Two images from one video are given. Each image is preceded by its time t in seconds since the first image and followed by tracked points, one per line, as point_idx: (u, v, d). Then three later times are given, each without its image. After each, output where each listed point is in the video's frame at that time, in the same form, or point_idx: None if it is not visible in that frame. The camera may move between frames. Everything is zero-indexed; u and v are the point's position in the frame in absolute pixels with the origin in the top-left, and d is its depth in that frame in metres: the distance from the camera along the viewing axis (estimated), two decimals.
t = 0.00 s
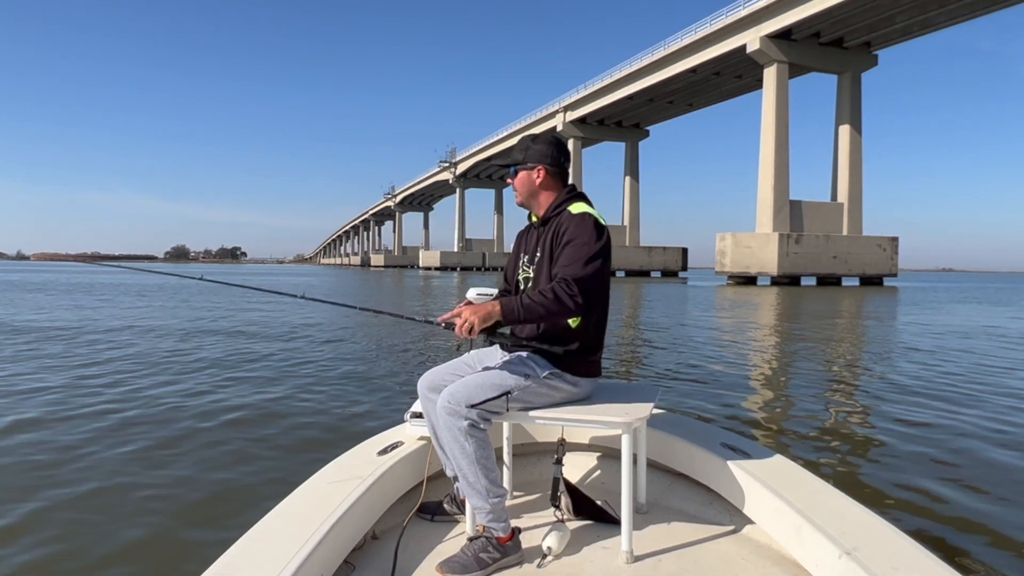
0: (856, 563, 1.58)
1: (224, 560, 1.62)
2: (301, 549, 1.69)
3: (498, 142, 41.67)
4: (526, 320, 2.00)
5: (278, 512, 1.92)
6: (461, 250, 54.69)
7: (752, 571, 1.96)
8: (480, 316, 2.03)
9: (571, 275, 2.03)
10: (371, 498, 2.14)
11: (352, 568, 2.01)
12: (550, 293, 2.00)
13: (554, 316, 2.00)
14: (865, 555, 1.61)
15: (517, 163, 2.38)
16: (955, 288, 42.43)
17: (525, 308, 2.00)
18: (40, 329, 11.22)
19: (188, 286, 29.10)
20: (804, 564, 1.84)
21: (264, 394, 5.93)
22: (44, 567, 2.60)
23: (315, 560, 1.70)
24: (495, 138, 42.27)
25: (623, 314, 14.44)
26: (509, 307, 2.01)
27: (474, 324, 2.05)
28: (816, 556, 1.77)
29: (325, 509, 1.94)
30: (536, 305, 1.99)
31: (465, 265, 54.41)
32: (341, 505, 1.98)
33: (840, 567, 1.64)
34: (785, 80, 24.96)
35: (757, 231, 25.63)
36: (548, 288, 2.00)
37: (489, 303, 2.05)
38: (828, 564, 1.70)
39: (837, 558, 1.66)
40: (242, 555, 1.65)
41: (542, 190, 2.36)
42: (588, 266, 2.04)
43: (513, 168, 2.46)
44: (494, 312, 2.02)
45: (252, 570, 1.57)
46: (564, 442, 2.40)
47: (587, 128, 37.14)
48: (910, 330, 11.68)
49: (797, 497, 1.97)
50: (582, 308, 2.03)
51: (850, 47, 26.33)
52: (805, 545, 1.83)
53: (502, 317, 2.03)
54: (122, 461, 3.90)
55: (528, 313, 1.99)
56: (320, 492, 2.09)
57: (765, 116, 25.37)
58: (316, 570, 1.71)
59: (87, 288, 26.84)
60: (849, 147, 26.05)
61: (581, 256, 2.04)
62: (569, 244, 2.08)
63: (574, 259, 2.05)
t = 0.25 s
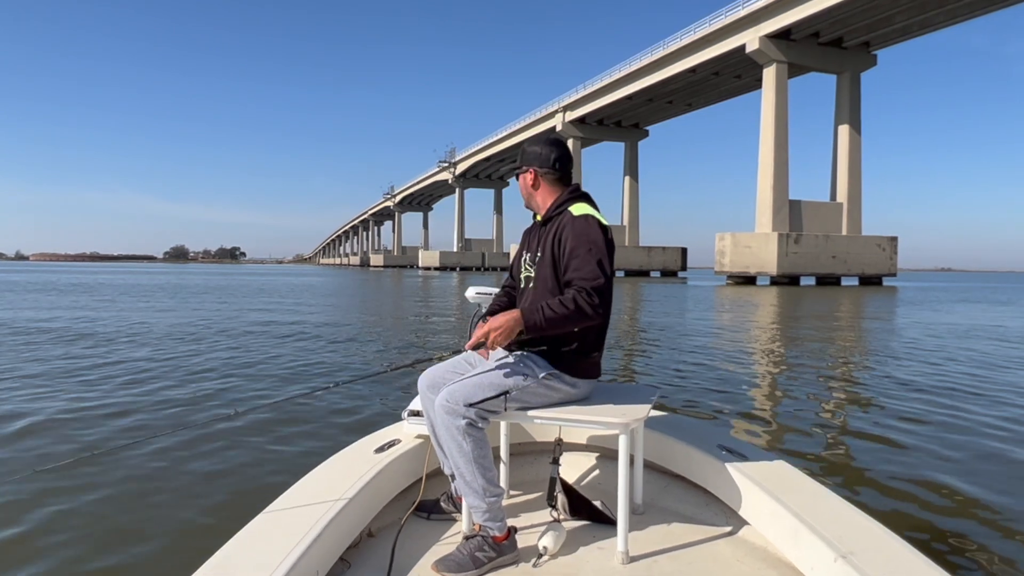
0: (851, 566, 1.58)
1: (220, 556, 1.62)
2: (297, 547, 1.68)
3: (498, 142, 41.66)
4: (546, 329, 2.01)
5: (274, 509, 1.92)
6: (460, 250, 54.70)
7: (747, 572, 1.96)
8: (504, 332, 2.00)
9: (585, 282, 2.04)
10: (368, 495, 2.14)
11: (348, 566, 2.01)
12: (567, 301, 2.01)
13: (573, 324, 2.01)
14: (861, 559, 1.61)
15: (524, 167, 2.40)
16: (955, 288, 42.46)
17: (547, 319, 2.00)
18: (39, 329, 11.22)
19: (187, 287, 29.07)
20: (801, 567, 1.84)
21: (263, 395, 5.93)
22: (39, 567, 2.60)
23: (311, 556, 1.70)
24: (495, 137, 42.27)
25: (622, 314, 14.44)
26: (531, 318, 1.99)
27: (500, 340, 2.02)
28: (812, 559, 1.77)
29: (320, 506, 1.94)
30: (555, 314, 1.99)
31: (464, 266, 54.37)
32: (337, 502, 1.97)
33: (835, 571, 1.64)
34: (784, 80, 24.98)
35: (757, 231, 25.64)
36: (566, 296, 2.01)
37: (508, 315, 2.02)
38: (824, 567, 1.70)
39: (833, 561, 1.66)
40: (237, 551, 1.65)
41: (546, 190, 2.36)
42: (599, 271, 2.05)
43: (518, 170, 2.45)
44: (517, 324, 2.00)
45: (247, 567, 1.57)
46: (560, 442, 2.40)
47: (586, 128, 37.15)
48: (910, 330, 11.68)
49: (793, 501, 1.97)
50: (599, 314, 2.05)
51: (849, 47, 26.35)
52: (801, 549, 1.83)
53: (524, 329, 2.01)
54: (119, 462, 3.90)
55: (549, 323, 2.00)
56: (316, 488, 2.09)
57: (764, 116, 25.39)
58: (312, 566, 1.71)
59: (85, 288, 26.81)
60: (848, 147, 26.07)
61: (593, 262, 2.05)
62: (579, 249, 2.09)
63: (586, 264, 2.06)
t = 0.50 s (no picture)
0: (850, 568, 1.58)
1: (218, 554, 1.62)
2: (295, 544, 1.68)
3: (497, 142, 41.67)
4: (551, 330, 2.03)
5: (272, 508, 1.92)
6: (459, 251, 54.71)
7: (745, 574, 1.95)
8: (510, 328, 2.00)
9: (591, 286, 2.05)
10: (366, 494, 2.14)
11: (346, 565, 2.00)
12: (573, 304, 2.02)
13: (579, 327, 2.03)
14: (860, 561, 1.60)
15: (528, 167, 2.39)
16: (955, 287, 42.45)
17: (551, 320, 2.01)
18: (37, 330, 11.22)
19: (186, 287, 29.06)
20: (799, 569, 1.83)
21: (262, 394, 5.93)
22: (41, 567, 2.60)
23: (309, 556, 1.69)
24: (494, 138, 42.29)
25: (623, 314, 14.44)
26: (535, 316, 2.01)
27: (506, 335, 2.01)
28: (810, 560, 1.77)
29: (318, 505, 1.94)
30: (561, 317, 2.01)
31: (464, 266, 54.37)
32: (336, 500, 1.97)
33: (833, 573, 1.64)
34: (783, 80, 24.99)
35: (756, 231, 25.65)
36: (572, 300, 2.02)
37: (514, 310, 2.03)
38: (822, 569, 1.70)
39: (831, 562, 1.66)
40: (236, 549, 1.65)
41: (550, 190, 2.36)
42: (606, 274, 2.06)
43: (521, 170, 2.45)
44: (521, 321, 2.00)
45: (245, 565, 1.57)
46: (559, 442, 2.40)
47: (585, 128, 37.15)
48: (909, 330, 11.69)
49: (792, 501, 1.97)
50: (603, 319, 2.06)
51: (848, 47, 26.37)
52: (799, 549, 1.83)
53: (529, 327, 2.02)
54: (120, 462, 3.90)
55: (554, 324, 2.01)
56: (315, 488, 2.08)
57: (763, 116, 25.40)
58: (310, 566, 1.70)
59: (84, 289, 26.79)
60: (847, 147, 26.09)
61: (597, 266, 2.05)
62: (584, 252, 2.08)
63: (591, 267, 2.06)
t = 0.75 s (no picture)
0: (851, 567, 1.58)
1: (220, 555, 1.62)
2: (297, 546, 1.68)
3: (496, 142, 41.67)
4: (550, 327, 2.04)
5: (273, 509, 1.92)
6: (459, 251, 54.68)
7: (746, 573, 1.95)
8: (509, 324, 2.01)
9: (592, 287, 2.05)
10: (367, 495, 2.14)
11: (347, 566, 2.00)
12: (573, 305, 2.02)
13: (578, 327, 2.03)
14: (862, 559, 1.60)
15: (529, 166, 2.39)
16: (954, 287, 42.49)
17: (551, 318, 2.02)
18: (36, 330, 11.20)
19: (185, 287, 29.05)
20: (801, 568, 1.83)
21: (262, 395, 5.93)
22: (43, 566, 2.60)
23: (310, 557, 1.69)
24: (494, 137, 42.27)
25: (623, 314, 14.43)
26: (535, 314, 2.02)
27: (505, 330, 2.02)
28: (812, 559, 1.77)
29: (320, 505, 1.94)
30: (560, 316, 2.02)
31: (463, 266, 54.35)
32: (337, 502, 1.97)
33: (835, 571, 1.64)
34: (782, 80, 25.01)
35: (756, 231, 25.66)
36: (572, 300, 2.02)
37: (515, 306, 2.04)
38: (824, 569, 1.70)
39: (833, 561, 1.66)
40: (237, 551, 1.65)
41: (553, 191, 2.36)
42: (607, 275, 2.05)
43: (523, 170, 2.45)
44: (521, 317, 2.01)
45: (247, 567, 1.57)
46: (560, 442, 2.40)
47: (585, 128, 37.16)
48: (909, 330, 11.70)
49: (793, 500, 1.97)
50: (604, 319, 2.06)
51: (847, 47, 26.39)
52: (801, 549, 1.83)
53: (529, 323, 2.03)
54: (122, 461, 3.90)
55: (553, 322, 2.02)
56: (317, 489, 2.08)
57: (763, 116, 25.41)
58: (312, 567, 1.70)
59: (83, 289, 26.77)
60: (846, 147, 26.10)
61: (599, 267, 2.05)
62: (587, 252, 2.08)
63: (592, 268, 2.06)
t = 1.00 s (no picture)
0: (856, 564, 1.58)
1: (223, 558, 1.63)
2: (301, 548, 1.69)
3: (496, 142, 41.66)
4: (557, 325, 2.04)
5: (277, 512, 1.93)
6: (459, 251, 54.68)
7: (750, 572, 1.96)
8: (516, 321, 2.04)
9: (598, 285, 2.06)
10: (371, 497, 2.14)
11: (351, 568, 2.01)
12: (580, 302, 2.03)
13: (585, 324, 2.04)
14: (865, 557, 1.60)
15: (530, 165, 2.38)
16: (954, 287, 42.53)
17: (559, 316, 2.02)
18: (36, 331, 11.20)
19: (184, 288, 29.04)
20: (805, 567, 1.84)
21: (263, 395, 5.94)
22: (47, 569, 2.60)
23: (314, 559, 1.70)
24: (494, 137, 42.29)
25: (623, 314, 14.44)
26: (543, 312, 2.03)
27: (512, 328, 2.05)
28: (817, 557, 1.77)
29: (323, 507, 1.95)
30: (568, 314, 2.02)
31: (463, 266, 54.34)
32: (340, 504, 1.98)
33: (839, 569, 1.64)
34: (782, 80, 25.03)
35: (756, 231, 25.67)
36: (580, 297, 2.03)
37: (521, 304, 2.07)
38: (828, 566, 1.70)
39: (837, 559, 1.66)
40: (241, 554, 1.66)
41: (555, 191, 2.37)
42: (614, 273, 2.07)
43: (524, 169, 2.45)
44: (528, 315, 2.03)
45: (251, 569, 1.58)
46: (563, 442, 2.40)
47: (584, 128, 37.17)
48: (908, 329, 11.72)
49: (796, 498, 1.98)
50: (610, 316, 2.07)
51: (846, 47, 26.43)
52: (805, 547, 1.83)
53: (536, 320, 2.04)
54: (123, 462, 3.91)
55: (561, 320, 2.03)
56: (319, 490, 2.09)
57: (762, 116, 25.42)
58: (315, 569, 1.71)
59: (82, 289, 26.81)
60: (846, 147, 26.12)
61: (605, 265, 2.07)
62: (593, 251, 2.09)
63: (599, 266, 2.07)
